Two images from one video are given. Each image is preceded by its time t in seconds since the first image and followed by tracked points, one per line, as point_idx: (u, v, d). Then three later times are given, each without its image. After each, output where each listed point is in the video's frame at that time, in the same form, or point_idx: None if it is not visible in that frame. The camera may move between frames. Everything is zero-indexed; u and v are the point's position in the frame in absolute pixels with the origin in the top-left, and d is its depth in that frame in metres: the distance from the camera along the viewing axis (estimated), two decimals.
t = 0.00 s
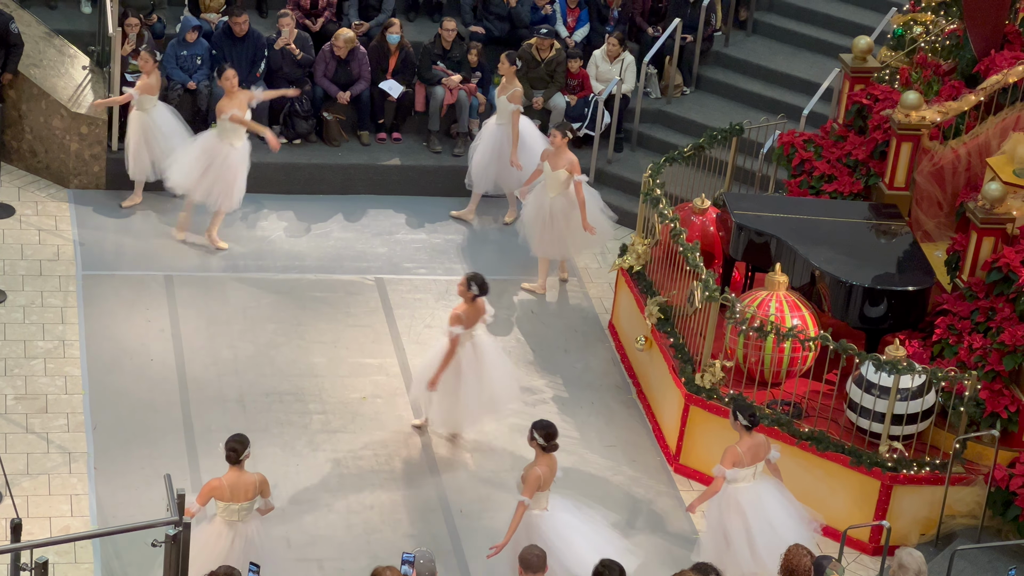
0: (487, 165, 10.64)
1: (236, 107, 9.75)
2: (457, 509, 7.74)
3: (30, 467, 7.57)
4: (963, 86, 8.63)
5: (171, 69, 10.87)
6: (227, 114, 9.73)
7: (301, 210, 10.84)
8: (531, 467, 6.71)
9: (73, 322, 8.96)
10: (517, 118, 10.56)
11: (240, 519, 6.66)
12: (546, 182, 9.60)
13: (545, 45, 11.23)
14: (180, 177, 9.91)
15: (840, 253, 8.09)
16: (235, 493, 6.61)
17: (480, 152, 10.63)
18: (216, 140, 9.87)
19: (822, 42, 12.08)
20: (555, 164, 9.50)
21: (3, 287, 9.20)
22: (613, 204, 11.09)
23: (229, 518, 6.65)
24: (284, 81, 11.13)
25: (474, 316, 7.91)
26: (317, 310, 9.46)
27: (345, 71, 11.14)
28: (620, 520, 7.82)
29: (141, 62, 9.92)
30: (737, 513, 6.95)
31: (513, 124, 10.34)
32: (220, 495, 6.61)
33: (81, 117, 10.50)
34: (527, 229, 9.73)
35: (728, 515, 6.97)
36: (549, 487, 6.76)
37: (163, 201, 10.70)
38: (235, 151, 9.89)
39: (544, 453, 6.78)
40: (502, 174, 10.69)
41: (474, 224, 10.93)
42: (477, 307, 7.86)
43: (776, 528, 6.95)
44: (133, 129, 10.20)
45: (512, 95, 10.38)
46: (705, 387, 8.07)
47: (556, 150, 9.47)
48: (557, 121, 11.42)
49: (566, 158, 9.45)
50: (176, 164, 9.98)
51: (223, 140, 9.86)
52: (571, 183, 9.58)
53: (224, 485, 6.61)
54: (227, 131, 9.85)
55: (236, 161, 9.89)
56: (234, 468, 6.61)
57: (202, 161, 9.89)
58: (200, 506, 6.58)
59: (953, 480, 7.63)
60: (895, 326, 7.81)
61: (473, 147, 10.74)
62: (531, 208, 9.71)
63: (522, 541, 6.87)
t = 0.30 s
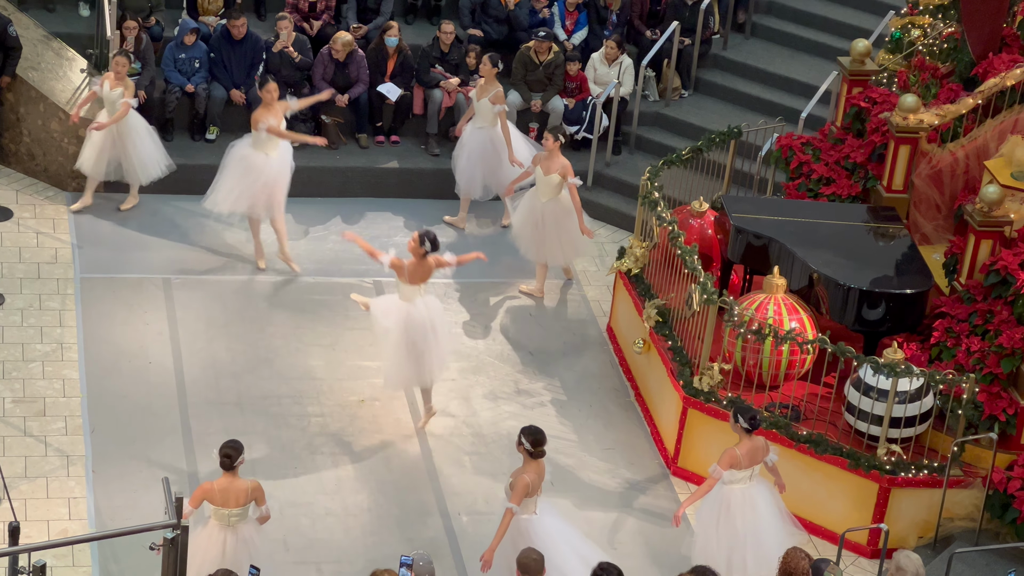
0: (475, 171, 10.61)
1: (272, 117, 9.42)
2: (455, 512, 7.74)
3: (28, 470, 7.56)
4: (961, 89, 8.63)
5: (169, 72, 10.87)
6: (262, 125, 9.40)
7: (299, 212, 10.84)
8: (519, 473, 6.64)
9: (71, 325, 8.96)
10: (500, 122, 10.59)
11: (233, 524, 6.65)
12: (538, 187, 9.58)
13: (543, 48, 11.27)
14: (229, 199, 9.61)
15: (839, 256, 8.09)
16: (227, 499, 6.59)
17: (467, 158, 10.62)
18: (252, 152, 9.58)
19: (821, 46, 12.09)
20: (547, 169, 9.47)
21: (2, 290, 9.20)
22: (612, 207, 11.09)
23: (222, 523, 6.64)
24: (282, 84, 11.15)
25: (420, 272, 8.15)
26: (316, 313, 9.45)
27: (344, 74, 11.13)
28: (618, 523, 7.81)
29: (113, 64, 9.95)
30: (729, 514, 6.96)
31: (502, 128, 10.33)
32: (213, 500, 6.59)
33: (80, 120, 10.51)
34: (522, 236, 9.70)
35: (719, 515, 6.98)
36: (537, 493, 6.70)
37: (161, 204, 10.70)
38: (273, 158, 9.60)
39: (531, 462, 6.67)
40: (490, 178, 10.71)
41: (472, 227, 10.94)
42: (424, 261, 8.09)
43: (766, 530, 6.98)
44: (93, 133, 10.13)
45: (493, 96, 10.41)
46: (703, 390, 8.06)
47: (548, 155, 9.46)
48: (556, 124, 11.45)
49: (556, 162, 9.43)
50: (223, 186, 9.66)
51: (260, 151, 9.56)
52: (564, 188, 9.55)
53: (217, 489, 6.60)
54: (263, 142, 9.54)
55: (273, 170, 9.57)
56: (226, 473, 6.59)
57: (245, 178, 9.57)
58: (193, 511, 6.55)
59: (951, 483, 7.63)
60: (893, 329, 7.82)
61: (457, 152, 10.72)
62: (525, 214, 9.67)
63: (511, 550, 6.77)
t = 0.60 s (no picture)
0: (466, 173, 10.63)
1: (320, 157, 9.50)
2: (453, 516, 7.74)
3: (26, 475, 7.56)
4: (959, 94, 8.63)
5: (167, 76, 10.87)
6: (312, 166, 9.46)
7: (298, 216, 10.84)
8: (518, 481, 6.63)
9: (70, 329, 8.96)
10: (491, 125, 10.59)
11: (230, 526, 6.64)
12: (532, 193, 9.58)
13: (541, 53, 11.27)
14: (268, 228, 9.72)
15: (838, 260, 8.09)
16: (224, 501, 6.59)
17: (457, 159, 10.62)
18: (300, 191, 9.62)
19: (820, 50, 12.09)
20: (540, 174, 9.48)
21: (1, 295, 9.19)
22: (611, 211, 11.10)
23: (219, 525, 6.63)
24: (280, 88, 11.13)
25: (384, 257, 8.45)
26: (315, 318, 9.45)
27: (343, 79, 11.17)
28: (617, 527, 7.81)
29: (91, 67, 9.80)
30: (729, 520, 6.96)
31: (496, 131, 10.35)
32: (211, 501, 6.60)
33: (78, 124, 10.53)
34: (518, 243, 9.68)
35: (720, 520, 6.98)
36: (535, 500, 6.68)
37: (160, 208, 10.70)
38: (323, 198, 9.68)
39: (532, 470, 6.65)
40: (478, 180, 10.70)
41: (471, 231, 10.94)
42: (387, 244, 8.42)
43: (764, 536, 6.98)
44: (70, 136, 10.03)
45: (480, 97, 10.42)
46: (701, 394, 8.06)
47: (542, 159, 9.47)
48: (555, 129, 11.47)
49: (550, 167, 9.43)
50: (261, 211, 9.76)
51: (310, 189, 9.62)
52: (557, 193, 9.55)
53: (214, 490, 6.61)
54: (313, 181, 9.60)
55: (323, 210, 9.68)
56: (223, 476, 6.59)
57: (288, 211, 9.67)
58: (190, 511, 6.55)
59: (949, 487, 7.64)
60: (891, 333, 7.81)
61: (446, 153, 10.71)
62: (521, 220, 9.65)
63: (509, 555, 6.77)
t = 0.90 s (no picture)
0: (462, 179, 10.63)
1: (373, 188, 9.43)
2: (453, 520, 7.74)
3: (26, 479, 7.56)
4: (959, 98, 8.66)
5: (167, 81, 10.88)
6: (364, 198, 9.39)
7: (298, 221, 10.85)
8: (517, 485, 6.63)
9: (69, 334, 8.96)
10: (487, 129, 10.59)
11: (234, 523, 6.64)
12: (529, 198, 9.58)
13: (541, 57, 11.25)
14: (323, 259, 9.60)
15: (837, 265, 8.09)
16: (226, 499, 6.58)
17: (454, 165, 10.62)
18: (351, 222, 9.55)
19: (819, 55, 12.11)
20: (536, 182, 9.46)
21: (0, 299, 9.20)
22: (610, 216, 11.10)
23: (220, 529, 6.63)
24: (280, 92, 11.14)
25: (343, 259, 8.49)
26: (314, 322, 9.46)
27: (342, 83, 11.14)
28: (617, 532, 7.80)
29: (81, 76, 9.70)
30: (730, 525, 6.96)
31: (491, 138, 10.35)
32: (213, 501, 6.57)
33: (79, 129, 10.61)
34: (516, 250, 9.70)
35: (720, 525, 6.98)
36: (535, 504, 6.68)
37: (160, 212, 10.71)
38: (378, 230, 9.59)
39: (532, 475, 6.65)
40: (473, 183, 10.70)
41: (471, 236, 10.95)
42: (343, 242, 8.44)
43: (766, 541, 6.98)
44: (56, 145, 9.91)
45: (478, 102, 10.40)
46: (701, 398, 8.05)
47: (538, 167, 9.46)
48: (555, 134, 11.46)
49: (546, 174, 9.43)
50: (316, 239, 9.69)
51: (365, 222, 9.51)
52: (552, 198, 9.55)
53: (218, 491, 6.57)
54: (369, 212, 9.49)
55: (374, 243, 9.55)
56: (224, 474, 6.57)
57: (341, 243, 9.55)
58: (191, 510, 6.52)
59: (949, 492, 7.63)
60: (891, 337, 7.81)
61: (441, 159, 10.72)
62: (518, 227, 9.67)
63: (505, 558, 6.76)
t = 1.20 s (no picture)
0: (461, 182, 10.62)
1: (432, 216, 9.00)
2: (453, 524, 7.73)
3: (26, 483, 7.56)
4: (960, 103, 8.60)
5: (168, 85, 10.88)
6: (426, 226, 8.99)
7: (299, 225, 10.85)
8: (516, 490, 6.62)
9: (70, 338, 8.96)
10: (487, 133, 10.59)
11: (233, 521, 6.64)
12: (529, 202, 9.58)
13: (541, 61, 11.25)
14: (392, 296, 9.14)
15: (839, 270, 8.08)
16: (226, 496, 6.57)
17: (453, 169, 10.62)
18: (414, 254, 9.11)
19: (820, 60, 12.11)
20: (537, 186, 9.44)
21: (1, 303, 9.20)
22: (610, 220, 11.10)
23: (220, 533, 6.62)
24: (281, 96, 11.14)
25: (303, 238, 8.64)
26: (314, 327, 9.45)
27: (343, 86, 11.14)
28: (617, 536, 7.79)
29: (71, 87, 9.65)
30: (732, 529, 6.96)
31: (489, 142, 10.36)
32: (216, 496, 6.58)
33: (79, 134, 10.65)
34: (516, 254, 9.69)
35: (722, 529, 6.98)
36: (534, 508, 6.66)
37: (160, 216, 10.71)
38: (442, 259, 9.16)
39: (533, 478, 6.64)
40: (473, 187, 10.70)
41: (472, 240, 10.95)
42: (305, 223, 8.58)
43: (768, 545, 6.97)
44: (49, 162, 9.84)
45: (478, 106, 10.42)
46: (701, 403, 8.05)
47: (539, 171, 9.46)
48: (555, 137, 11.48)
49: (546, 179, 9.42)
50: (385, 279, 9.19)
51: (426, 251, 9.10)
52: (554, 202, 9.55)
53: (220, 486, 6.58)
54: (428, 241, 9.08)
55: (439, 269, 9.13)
56: (226, 471, 6.56)
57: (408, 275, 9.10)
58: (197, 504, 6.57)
59: (949, 497, 7.62)
60: (891, 342, 7.81)
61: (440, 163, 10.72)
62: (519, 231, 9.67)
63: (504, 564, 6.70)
